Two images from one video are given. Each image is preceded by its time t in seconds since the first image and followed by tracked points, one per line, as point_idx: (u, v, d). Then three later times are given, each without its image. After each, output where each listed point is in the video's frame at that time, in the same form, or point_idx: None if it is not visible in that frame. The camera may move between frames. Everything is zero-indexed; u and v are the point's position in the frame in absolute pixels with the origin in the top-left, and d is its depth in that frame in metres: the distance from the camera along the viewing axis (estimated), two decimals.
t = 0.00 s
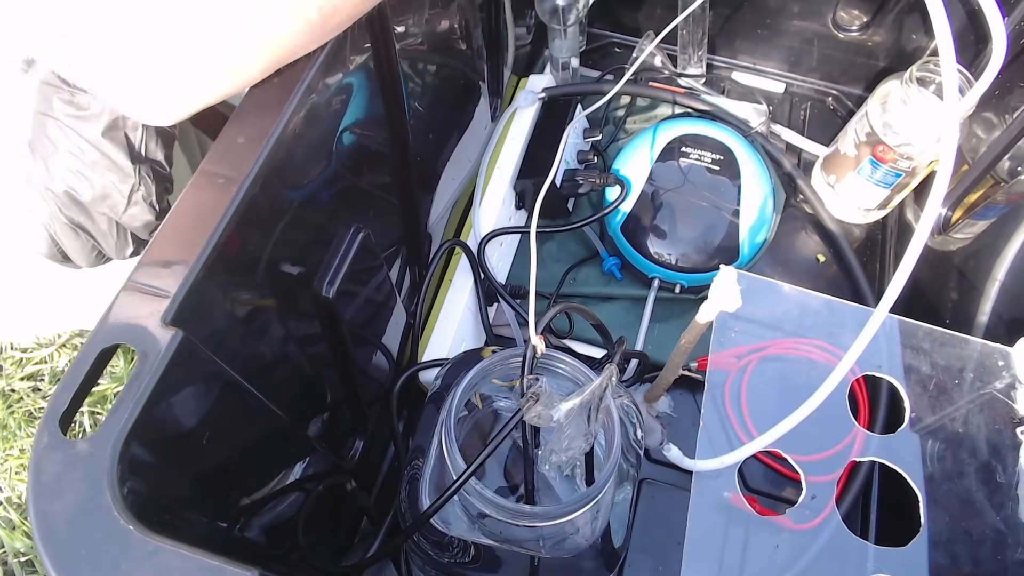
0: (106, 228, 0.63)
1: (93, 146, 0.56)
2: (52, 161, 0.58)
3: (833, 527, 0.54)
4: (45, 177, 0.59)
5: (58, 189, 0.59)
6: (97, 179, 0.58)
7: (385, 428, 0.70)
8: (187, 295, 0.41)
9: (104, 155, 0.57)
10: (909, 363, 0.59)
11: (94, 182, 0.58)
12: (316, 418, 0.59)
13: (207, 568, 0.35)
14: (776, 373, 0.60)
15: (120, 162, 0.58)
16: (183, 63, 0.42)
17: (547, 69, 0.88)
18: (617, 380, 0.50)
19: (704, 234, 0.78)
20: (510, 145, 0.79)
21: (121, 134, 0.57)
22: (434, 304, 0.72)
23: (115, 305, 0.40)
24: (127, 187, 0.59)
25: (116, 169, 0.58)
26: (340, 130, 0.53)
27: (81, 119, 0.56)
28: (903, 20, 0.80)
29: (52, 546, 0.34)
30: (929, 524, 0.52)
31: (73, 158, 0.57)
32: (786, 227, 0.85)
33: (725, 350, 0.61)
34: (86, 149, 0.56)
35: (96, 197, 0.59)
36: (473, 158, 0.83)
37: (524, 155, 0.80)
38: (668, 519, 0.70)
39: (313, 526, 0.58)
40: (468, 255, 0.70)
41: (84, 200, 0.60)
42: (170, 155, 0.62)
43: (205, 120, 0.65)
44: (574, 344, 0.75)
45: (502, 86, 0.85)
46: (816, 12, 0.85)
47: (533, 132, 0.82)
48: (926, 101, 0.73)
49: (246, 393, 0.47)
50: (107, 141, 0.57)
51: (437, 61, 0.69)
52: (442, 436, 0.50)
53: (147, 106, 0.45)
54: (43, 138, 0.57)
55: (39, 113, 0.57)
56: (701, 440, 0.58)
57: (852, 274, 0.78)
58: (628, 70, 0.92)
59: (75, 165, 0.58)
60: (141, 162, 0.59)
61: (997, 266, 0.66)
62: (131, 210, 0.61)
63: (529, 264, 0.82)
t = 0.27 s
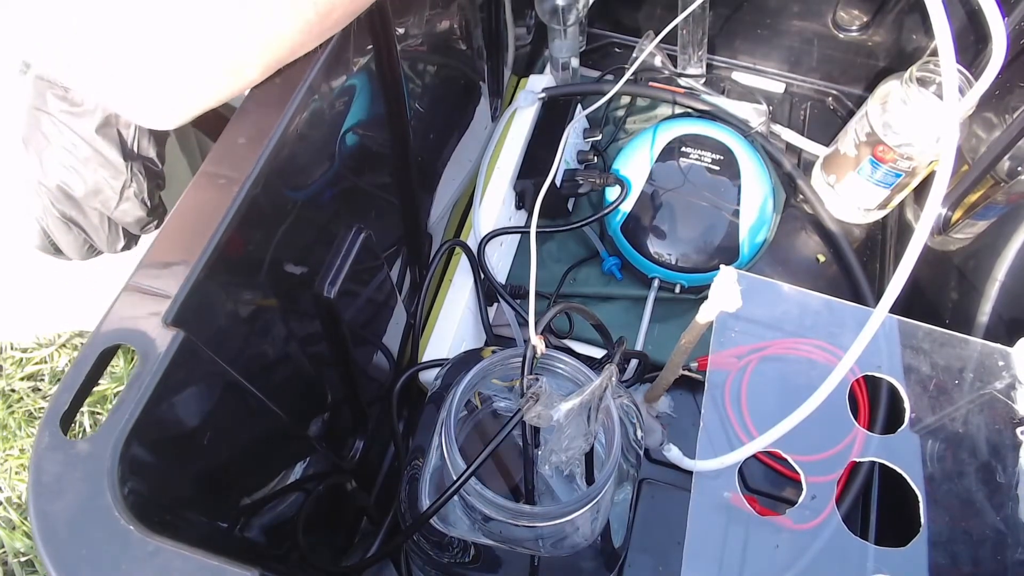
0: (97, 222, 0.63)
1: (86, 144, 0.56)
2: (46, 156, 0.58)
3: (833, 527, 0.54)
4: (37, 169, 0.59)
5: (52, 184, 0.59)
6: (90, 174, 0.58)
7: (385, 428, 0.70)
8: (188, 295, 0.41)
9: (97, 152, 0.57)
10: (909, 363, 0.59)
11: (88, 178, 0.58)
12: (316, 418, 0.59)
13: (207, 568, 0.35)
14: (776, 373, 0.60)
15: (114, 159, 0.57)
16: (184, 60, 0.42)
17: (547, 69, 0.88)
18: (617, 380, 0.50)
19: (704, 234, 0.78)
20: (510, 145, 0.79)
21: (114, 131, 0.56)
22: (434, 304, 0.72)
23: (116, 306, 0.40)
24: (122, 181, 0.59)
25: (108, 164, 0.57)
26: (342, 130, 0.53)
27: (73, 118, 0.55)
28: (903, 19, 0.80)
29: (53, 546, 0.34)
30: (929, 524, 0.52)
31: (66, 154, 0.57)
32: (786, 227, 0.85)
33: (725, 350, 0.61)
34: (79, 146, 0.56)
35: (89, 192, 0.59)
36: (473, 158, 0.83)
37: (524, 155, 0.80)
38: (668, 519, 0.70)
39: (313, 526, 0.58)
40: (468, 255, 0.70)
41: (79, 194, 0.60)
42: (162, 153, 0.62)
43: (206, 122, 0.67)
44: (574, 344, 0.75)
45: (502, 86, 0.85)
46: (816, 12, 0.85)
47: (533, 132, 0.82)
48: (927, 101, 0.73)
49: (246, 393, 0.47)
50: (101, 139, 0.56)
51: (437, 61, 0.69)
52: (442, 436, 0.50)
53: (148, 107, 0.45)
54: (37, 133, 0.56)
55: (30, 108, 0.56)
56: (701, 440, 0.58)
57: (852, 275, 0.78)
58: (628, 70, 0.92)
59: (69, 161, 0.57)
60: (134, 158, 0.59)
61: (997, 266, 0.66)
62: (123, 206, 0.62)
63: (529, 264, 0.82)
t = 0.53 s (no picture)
0: (98, 223, 0.63)
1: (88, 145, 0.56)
2: (46, 156, 0.57)
3: (833, 527, 0.54)
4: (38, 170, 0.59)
5: (52, 184, 0.59)
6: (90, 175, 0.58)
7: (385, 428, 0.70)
8: (189, 295, 0.41)
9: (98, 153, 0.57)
10: (909, 363, 0.59)
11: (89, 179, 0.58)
12: (316, 418, 0.59)
13: (207, 568, 0.35)
14: (776, 373, 0.60)
15: (116, 159, 0.57)
16: (183, 60, 0.42)
17: (547, 69, 0.88)
18: (617, 380, 0.50)
19: (704, 234, 0.78)
20: (510, 145, 0.79)
21: (115, 131, 0.56)
22: (434, 304, 0.72)
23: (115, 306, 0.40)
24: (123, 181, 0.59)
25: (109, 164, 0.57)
26: (341, 130, 0.53)
27: (74, 118, 0.55)
28: (904, 19, 0.80)
29: (53, 546, 0.34)
30: (929, 524, 0.52)
31: (67, 155, 0.57)
32: (786, 227, 0.85)
33: (725, 350, 0.61)
34: (80, 146, 0.56)
35: (90, 193, 0.59)
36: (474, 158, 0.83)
37: (524, 155, 0.80)
38: (668, 519, 0.70)
39: (313, 526, 0.58)
40: (468, 255, 0.70)
41: (80, 195, 0.60)
42: (162, 153, 0.63)
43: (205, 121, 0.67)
44: (574, 344, 0.75)
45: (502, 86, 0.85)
46: (816, 12, 0.85)
47: (533, 132, 0.82)
48: (927, 101, 0.73)
49: (246, 393, 0.47)
50: (101, 140, 0.56)
51: (437, 61, 0.69)
52: (441, 436, 0.50)
53: (148, 107, 0.45)
54: (38, 133, 0.56)
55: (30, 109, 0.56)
56: (701, 440, 0.58)
57: (852, 275, 0.78)
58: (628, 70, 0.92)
59: (70, 161, 0.57)
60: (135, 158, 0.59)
61: (997, 266, 0.66)
62: (125, 206, 0.62)
63: (529, 264, 0.83)
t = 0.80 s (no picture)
0: (98, 224, 0.63)
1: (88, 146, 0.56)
2: (46, 157, 0.57)
3: (833, 527, 0.54)
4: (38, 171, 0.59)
5: (52, 185, 0.59)
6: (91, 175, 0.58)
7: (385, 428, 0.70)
8: (189, 296, 0.41)
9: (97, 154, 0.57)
10: (909, 363, 0.59)
11: (89, 180, 0.58)
12: (316, 418, 0.59)
13: (207, 568, 0.35)
14: (776, 373, 0.60)
15: (116, 161, 0.57)
16: (183, 60, 0.42)
17: (547, 69, 0.88)
18: (616, 380, 0.50)
19: (704, 234, 0.78)
20: (510, 145, 0.79)
21: (114, 133, 0.56)
22: (434, 304, 0.72)
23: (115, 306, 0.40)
24: (123, 182, 0.59)
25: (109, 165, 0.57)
26: (341, 130, 0.53)
27: (74, 119, 0.55)
28: (904, 19, 0.80)
29: (52, 546, 0.34)
30: (929, 524, 0.52)
31: (66, 156, 0.56)
32: (786, 227, 0.85)
33: (725, 350, 0.61)
34: (79, 148, 0.56)
35: (90, 194, 0.59)
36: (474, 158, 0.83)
37: (524, 155, 0.80)
38: (668, 519, 0.70)
39: (313, 526, 0.58)
40: (468, 255, 0.70)
41: (80, 196, 0.60)
42: (161, 153, 0.62)
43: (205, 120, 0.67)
44: (574, 344, 0.75)
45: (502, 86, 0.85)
46: (816, 12, 0.85)
47: (533, 132, 0.82)
48: (927, 101, 0.73)
49: (246, 393, 0.47)
50: (101, 141, 0.56)
51: (437, 62, 0.69)
52: (441, 436, 0.50)
53: (148, 108, 0.45)
54: (37, 135, 0.56)
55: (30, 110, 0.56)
56: (701, 440, 0.58)
57: (852, 275, 0.78)
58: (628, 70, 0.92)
59: (69, 162, 0.57)
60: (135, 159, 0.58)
61: (997, 266, 0.66)
62: (124, 207, 0.62)
63: (529, 264, 0.83)
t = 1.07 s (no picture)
0: (99, 225, 0.63)
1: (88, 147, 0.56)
2: (47, 158, 0.57)
3: (833, 526, 0.54)
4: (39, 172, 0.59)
5: (53, 186, 0.59)
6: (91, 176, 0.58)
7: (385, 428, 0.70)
8: (189, 296, 0.41)
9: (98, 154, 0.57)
10: (909, 363, 0.59)
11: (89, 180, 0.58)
12: (316, 418, 0.59)
13: (207, 568, 0.35)
14: (776, 373, 0.60)
15: (117, 162, 0.57)
16: (183, 60, 0.42)
17: (547, 69, 0.88)
18: (616, 380, 0.50)
19: (704, 234, 0.78)
20: (510, 145, 0.79)
21: (115, 134, 0.56)
22: (434, 304, 0.72)
23: (115, 306, 0.40)
24: (124, 183, 0.59)
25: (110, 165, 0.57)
26: (341, 130, 0.53)
27: (74, 119, 0.55)
28: (904, 19, 0.80)
29: (52, 545, 0.34)
30: (929, 524, 0.52)
31: (67, 157, 0.57)
32: (786, 227, 0.85)
33: (725, 350, 0.61)
34: (80, 149, 0.56)
35: (90, 194, 0.59)
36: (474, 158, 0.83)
37: (524, 155, 0.80)
38: (668, 519, 0.70)
39: (313, 526, 0.58)
40: (468, 255, 0.70)
41: (80, 197, 0.60)
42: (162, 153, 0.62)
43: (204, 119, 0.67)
44: (574, 344, 0.75)
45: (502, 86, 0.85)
46: (816, 12, 0.85)
47: (533, 132, 0.82)
48: (927, 101, 0.73)
49: (246, 393, 0.47)
50: (101, 142, 0.56)
51: (437, 62, 0.69)
52: (441, 436, 0.50)
53: (148, 108, 0.45)
54: (38, 135, 0.56)
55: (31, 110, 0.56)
56: (701, 440, 0.58)
57: (852, 275, 0.78)
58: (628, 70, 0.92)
59: (70, 163, 0.57)
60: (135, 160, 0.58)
61: (997, 266, 0.66)
62: (124, 208, 0.62)
63: (529, 264, 0.83)
